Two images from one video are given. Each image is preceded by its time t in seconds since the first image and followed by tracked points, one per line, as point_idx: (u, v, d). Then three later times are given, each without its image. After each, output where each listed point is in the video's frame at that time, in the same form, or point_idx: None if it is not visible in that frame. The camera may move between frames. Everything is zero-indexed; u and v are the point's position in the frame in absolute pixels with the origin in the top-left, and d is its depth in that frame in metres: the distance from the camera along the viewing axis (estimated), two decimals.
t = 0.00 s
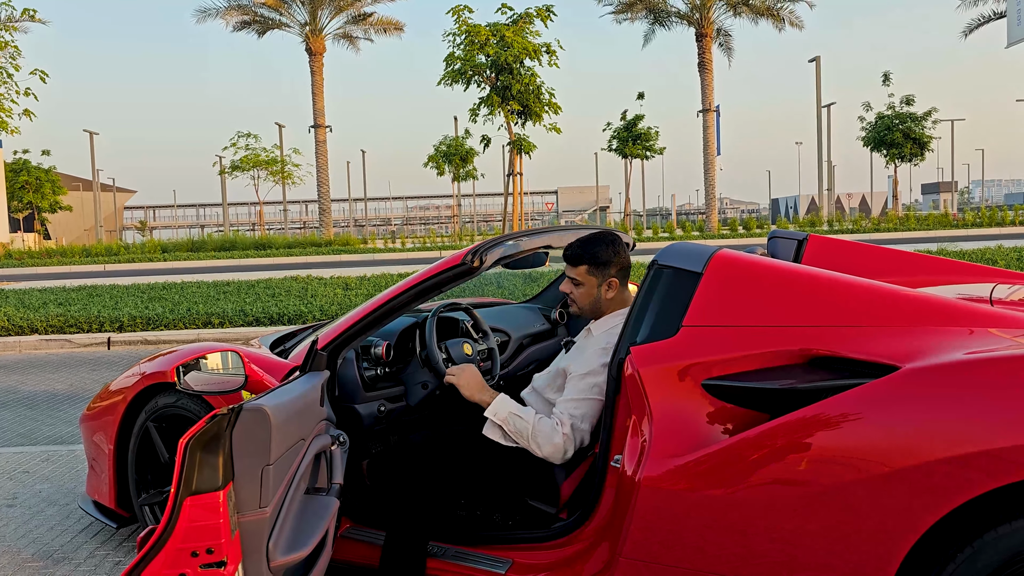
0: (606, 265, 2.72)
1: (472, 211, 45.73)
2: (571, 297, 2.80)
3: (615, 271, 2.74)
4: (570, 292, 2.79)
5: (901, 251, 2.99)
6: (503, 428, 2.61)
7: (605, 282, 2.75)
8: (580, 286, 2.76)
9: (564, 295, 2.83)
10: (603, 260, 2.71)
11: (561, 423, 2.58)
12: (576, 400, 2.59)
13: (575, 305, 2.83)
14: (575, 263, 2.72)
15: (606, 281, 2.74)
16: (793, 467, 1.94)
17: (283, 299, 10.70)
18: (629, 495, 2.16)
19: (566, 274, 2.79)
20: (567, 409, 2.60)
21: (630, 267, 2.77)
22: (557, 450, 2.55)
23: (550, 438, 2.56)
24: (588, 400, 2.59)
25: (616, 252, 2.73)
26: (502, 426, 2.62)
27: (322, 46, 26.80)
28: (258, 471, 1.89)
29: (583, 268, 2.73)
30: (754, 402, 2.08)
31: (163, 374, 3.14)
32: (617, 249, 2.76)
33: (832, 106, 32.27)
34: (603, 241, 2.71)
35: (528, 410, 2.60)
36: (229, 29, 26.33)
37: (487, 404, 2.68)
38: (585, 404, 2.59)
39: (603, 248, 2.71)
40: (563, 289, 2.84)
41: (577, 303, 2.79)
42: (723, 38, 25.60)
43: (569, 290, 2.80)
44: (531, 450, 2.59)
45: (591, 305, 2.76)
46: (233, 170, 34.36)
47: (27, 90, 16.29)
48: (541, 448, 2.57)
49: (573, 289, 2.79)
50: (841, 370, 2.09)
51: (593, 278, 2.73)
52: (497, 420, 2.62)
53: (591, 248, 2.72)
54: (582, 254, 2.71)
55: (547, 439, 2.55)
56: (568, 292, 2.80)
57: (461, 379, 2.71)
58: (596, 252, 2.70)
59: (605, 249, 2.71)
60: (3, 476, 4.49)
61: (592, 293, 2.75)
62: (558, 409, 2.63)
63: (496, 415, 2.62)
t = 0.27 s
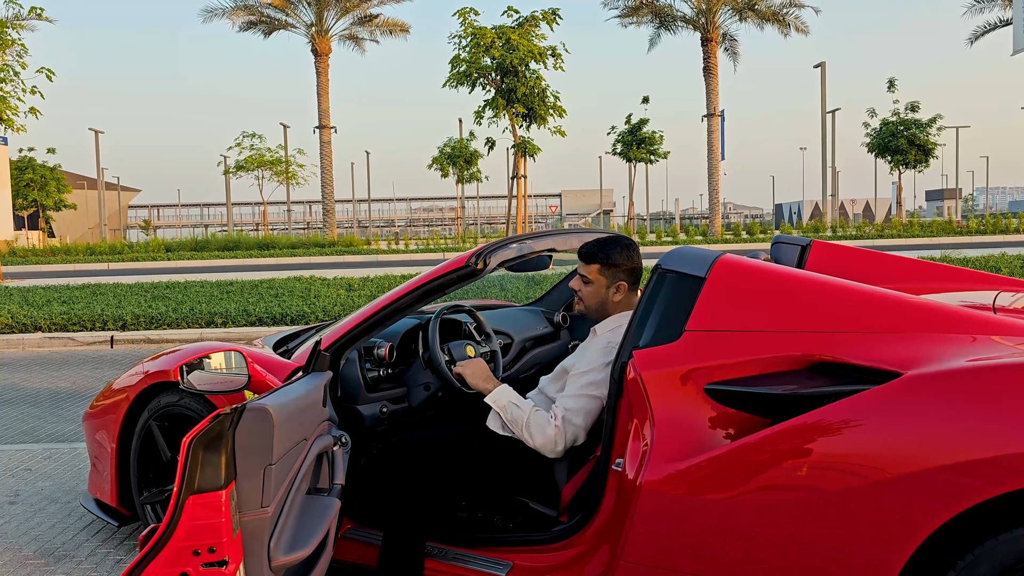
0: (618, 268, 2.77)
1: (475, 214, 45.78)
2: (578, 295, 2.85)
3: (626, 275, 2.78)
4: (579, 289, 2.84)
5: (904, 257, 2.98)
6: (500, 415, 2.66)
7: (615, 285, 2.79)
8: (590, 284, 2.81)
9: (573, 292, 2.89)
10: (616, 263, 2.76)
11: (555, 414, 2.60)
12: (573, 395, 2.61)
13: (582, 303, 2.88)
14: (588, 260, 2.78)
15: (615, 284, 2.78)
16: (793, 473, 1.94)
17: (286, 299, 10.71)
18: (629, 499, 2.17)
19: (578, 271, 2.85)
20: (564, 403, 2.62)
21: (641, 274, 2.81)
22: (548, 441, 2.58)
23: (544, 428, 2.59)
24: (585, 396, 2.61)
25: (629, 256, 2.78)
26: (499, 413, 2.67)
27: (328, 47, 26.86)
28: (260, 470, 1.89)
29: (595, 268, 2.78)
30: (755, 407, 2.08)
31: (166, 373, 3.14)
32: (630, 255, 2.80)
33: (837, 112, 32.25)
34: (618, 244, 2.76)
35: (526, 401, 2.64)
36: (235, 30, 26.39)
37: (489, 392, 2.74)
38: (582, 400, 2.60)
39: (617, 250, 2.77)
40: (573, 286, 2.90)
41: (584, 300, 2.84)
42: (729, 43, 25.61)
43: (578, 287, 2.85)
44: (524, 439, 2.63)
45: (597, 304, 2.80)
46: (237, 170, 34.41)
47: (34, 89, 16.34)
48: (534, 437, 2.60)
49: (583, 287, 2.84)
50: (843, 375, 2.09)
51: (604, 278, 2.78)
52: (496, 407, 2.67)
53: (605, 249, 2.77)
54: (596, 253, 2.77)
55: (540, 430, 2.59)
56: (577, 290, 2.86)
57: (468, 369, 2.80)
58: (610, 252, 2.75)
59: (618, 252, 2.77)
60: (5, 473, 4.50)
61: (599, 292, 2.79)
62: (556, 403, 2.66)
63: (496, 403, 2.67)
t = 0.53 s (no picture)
0: (592, 276, 2.76)
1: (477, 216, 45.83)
2: (558, 305, 2.85)
3: (602, 283, 2.77)
4: (557, 300, 2.84)
5: (904, 262, 2.98)
6: (496, 434, 2.70)
7: (592, 293, 2.78)
8: (567, 294, 2.80)
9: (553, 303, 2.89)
10: (590, 271, 2.75)
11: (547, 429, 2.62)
12: (564, 406, 2.61)
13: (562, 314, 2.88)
14: (563, 272, 2.78)
15: (592, 292, 2.78)
16: (791, 477, 1.95)
17: (287, 299, 10.73)
18: (628, 501, 2.17)
19: (555, 282, 2.84)
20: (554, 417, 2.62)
21: (617, 279, 2.80)
22: (542, 456, 2.61)
23: (537, 444, 2.62)
24: (575, 407, 2.60)
25: (605, 263, 2.76)
26: (495, 432, 2.71)
27: (332, 47, 26.91)
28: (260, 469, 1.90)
29: (569, 278, 2.78)
30: (753, 410, 2.08)
31: (166, 371, 3.15)
32: (605, 260, 2.78)
33: (839, 116, 32.25)
34: (592, 252, 2.75)
35: (518, 418, 2.67)
36: (239, 29, 26.44)
37: (484, 412, 2.76)
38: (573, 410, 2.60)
39: (592, 258, 2.75)
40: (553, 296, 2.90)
41: (563, 311, 2.84)
42: (732, 47, 25.62)
43: (556, 298, 2.85)
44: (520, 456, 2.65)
45: (576, 314, 2.80)
46: (240, 169, 34.44)
47: (38, 87, 16.38)
48: (529, 454, 2.63)
49: (561, 297, 2.84)
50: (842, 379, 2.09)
51: (580, 287, 2.78)
52: (492, 426, 2.71)
53: (578, 259, 2.76)
54: (569, 264, 2.76)
55: (533, 446, 2.62)
56: (556, 300, 2.86)
57: (459, 389, 2.82)
58: (584, 261, 2.74)
59: (592, 260, 2.75)
60: (6, 470, 4.51)
61: (577, 302, 2.78)
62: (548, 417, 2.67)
63: (490, 423, 2.71)
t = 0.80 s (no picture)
0: (572, 281, 2.75)
1: (478, 217, 45.88)
2: (540, 313, 2.85)
3: (581, 287, 2.76)
4: (539, 308, 2.84)
5: (903, 266, 2.98)
6: (499, 462, 2.72)
7: (572, 299, 2.77)
8: (548, 302, 2.79)
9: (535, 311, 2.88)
10: (569, 276, 2.75)
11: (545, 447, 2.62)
12: (556, 425, 2.61)
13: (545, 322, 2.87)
14: (541, 279, 2.77)
15: (573, 298, 2.77)
16: (792, 479, 1.95)
17: (288, 299, 10.74)
18: (626, 503, 2.18)
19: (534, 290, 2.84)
20: (549, 436, 2.62)
21: (598, 284, 2.79)
22: (548, 477, 2.61)
23: (539, 465, 2.62)
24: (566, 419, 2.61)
25: (583, 268, 2.75)
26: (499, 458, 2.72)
27: (334, 49, 26.96)
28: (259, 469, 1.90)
29: (549, 285, 2.77)
30: (753, 412, 2.09)
31: (167, 371, 3.15)
32: (585, 266, 2.77)
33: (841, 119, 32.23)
34: (569, 258, 2.74)
35: (516, 443, 2.67)
36: (242, 30, 26.49)
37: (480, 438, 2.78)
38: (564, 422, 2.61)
39: (569, 264, 2.74)
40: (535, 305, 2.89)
41: (545, 319, 2.83)
42: (734, 50, 25.64)
43: (538, 306, 2.84)
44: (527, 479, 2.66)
45: (558, 321, 2.79)
46: (242, 170, 34.47)
47: (41, 86, 16.40)
48: (535, 476, 2.64)
49: (542, 305, 2.83)
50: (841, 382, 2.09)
51: (560, 294, 2.77)
52: (492, 454, 2.72)
53: (555, 265, 2.75)
54: (547, 271, 2.75)
55: (536, 468, 2.62)
56: (537, 308, 2.85)
57: (451, 418, 2.85)
58: (563, 268, 2.74)
59: (570, 265, 2.74)
60: (7, 469, 4.52)
61: (558, 309, 2.77)
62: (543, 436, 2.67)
63: (490, 451, 2.72)
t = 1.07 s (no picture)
0: (598, 287, 2.76)
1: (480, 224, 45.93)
2: (561, 318, 2.84)
3: (606, 293, 2.77)
4: (560, 312, 2.82)
5: (906, 273, 2.98)
6: (492, 450, 2.68)
7: (597, 304, 2.77)
8: (572, 307, 2.78)
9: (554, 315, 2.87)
10: (595, 282, 2.74)
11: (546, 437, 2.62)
12: (564, 416, 2.62)
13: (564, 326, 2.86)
14: (567, 285, 2.75)
15: (598, 303, 2.77)
16: (794, 486, 1.95)
17: (290, 305, 10.75)
18: (628, 510, 2.18)
19: (557, 295, 2.82)
20: (552, 426, 2.63)
21: (620, 290, 2.80)
22: (542, 466, 2.59)
23: (536, 453, 2.60)
24: (576, 416, 2.61)
25: (608, 274, 2.76)
26: (491, 447, 2.69)
27: (337, 55, 27.04)
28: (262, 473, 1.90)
29: (574, 290, 2.76)
30: (755, 418, 2.09)
31: (170, 375, 3.15)
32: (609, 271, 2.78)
33: (843, 127, 32.27)
34: (595, 263, 2.73)
35: (512, 430, 2.67)
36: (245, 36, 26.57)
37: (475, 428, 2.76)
38: (573, 420, 2.61)
39: (595, 269, 2.74)
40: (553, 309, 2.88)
41: (566, 323, 2.83)
42: (737, 57, 25.69)
43: (559, 310, 2.83)
44: (521, 468, 2.63)
45: (580, 326, 2.79)
46: (244, 175, 34.53)
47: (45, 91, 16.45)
48: (529, 465, 2.61)
49: (564, 309, 2.82)
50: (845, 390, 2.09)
51: (586, 299, 2.76)
52: (485, 442, 2.69)
53: (582, 271, 2.74)
54: (575, 276, 2.73)
55: (532, 455, 2.60)
56: (558, 313, 2.84)
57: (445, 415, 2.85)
58: (590, 274, 2.73)
59: (596, 271, 2.74)
60: (9, 473, 4.52)
61: (583, 314, 2.77)
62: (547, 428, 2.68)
63: (484, 437, 2.70)
